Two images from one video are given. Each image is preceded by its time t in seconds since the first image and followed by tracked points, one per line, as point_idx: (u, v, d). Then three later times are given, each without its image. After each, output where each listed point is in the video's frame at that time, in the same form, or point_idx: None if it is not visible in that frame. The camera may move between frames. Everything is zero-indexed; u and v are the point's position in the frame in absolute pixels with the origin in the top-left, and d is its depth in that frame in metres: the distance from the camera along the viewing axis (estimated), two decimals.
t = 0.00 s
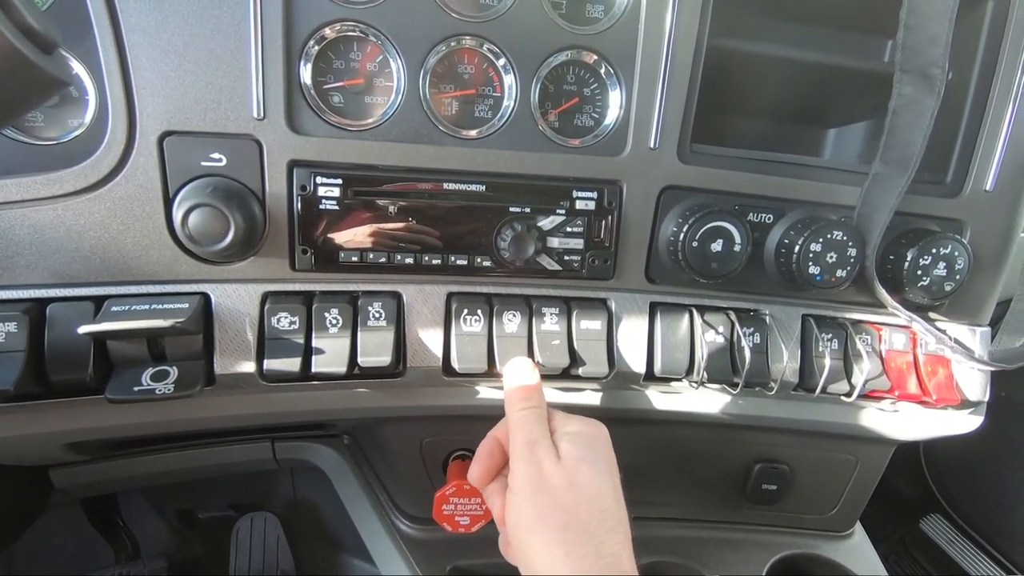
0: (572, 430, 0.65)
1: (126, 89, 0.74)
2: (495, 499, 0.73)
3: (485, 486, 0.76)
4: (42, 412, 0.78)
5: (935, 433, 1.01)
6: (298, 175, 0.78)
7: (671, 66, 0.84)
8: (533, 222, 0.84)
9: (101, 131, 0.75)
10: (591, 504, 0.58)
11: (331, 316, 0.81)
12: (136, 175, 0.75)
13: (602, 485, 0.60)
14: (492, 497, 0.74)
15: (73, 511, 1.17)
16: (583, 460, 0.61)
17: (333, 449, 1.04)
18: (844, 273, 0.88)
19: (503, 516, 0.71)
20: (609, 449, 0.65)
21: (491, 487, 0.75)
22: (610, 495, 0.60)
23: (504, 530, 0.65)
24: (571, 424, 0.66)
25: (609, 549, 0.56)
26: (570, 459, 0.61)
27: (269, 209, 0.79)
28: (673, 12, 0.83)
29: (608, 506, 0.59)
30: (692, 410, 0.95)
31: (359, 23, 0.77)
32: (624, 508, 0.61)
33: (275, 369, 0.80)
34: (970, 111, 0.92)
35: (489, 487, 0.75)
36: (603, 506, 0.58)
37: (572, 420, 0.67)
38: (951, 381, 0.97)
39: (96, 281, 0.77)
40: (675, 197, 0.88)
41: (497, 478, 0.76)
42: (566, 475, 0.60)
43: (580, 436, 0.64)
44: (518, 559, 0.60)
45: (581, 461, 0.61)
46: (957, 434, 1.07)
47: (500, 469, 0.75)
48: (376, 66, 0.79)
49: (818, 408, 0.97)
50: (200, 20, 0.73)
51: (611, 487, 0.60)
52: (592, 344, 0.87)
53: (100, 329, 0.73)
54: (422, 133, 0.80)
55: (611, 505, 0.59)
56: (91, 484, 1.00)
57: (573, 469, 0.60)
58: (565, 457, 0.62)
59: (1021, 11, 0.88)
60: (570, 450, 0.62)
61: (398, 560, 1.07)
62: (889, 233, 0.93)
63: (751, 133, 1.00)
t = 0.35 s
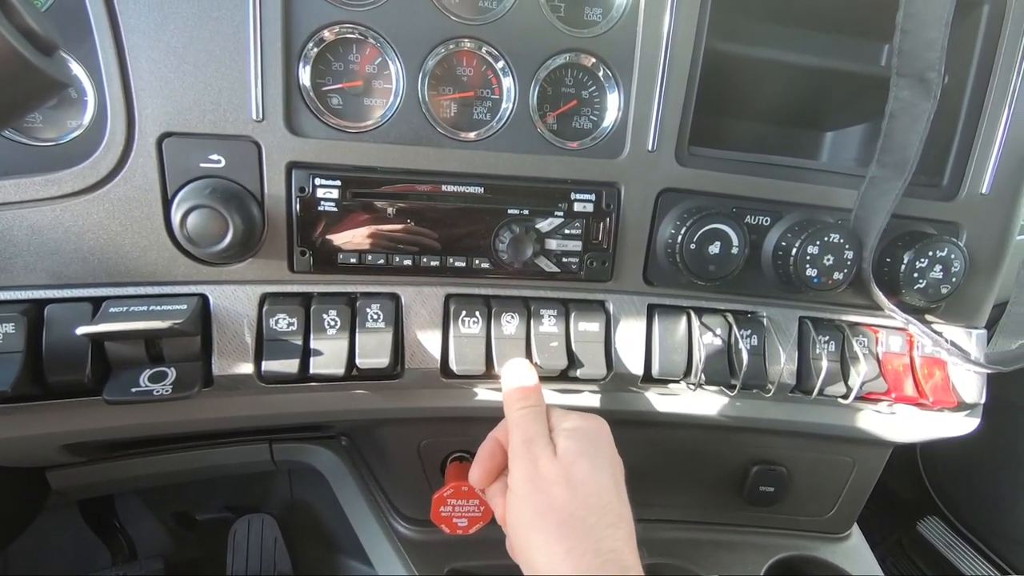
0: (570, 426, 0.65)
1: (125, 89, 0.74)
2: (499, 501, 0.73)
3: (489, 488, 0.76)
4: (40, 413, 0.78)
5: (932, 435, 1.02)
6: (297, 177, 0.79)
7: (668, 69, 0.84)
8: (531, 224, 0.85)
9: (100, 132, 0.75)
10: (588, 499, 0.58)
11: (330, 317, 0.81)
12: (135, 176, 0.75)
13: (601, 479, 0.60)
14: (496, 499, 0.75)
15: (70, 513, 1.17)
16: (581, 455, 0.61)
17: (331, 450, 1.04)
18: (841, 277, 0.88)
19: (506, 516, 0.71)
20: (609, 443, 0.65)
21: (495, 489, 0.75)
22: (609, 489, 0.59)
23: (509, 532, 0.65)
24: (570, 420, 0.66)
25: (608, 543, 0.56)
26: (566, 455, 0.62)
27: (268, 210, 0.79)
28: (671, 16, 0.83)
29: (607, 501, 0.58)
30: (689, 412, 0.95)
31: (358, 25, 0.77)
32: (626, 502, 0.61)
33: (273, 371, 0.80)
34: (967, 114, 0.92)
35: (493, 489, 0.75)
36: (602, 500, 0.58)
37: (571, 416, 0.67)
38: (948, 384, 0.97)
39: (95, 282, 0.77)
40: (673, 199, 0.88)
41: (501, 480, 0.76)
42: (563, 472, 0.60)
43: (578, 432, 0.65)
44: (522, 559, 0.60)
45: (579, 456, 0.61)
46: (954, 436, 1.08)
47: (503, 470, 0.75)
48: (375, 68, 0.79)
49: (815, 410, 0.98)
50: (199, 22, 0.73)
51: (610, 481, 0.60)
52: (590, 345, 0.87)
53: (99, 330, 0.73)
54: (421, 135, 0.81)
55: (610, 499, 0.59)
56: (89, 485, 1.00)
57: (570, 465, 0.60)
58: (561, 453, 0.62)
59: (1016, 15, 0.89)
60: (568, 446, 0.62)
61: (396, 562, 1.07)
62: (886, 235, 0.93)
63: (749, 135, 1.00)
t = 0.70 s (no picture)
0: (571, 424, 0.65)
1: (125, 89, 0.74)
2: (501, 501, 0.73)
3: (491, 488, 0.76)
4: (39, 414, 0.78)
5: (932, 437, 1.02)
6: (297, 178, 0.78)
7: (669, 70, 0.84)
8: (532, 225, 0.85)
9: (100, 132, 0.75)
10: (592, 498, 0.58)
11: (330, 318, 0.81)
12: (135, 177, 0.75)
13: (604, 478, 0.60)
14: (498, 500, 0.75)
15: (69, 514, 1.17)
16: (583, 453, 0.61)
17: (330, 452, 1.04)
18: (841, 278, 0.88)
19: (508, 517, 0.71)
20: (611, 440, 0.65)
21: (496, 489, 0.75)
22: (612, 488, 0.59)
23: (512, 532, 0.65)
24: (571, 418, 0.66)
25: (613, 543, 0.56)
26: (568, 453, 0.61)
27: (268, 211, 0.79)
28: (671, 18, 0.83)
29: (610, 499, 0.58)
30: (689, 413, 0.95)
31: (359, 26, 0.77)
32: (629, 500, 0.60)
33: (273, 372, 0.80)
34: (967, 116, 0.92)
35: (495, 489, 0.75)
36: (605, 499, 0.58)
37: (573, 414, 0.67)
38: (948, 386, 0.97)
39: (94, 283, 0.77)
40: (673, 201, 0.88)
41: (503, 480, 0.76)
42: (565, 471, 0.60)
43: (581, 429, 0.64)
44: (526, 558, 0.60)
45: (581, 454, 0.61)
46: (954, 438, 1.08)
47: (505, 470, 0.75)
48: (375, 68, 0.79)
49: (815, 412, 0.98)
50: (200, 22, 0.73)
51: (613, 479, 0.60)
52: (590, 346, 0.87)
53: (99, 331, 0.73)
54: (421, 137, 0.81)
55: (614, 498, 0.59)
56: (88, 486, 0.99)
57: (572, 463, 0.60)
58: (563, 452, 0.62)
59: (1016, 17, 0.89)
60: (570, 444, 0.62)
61: (395, 563, 1.07)
62: (886, 237, 0.93)
63: (749, 137, 1.00)
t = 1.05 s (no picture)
0: (579, 424, 0.65)
1: (127, 90, 0.74)
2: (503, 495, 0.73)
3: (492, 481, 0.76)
4: (40, 415, 0.78)
5: (933, 439, 1.02)
6: (299, 179, 0.78)
7: (671, 72, 0.84)
8: (533, 227, 0.85)
9: (102, 133, 0.75)
10: (602, 502, 0.58)
11: (331, 320, 0.81)
12: (137, 178, 0.75)
13: (613, 482, 0.60)
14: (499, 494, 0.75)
15: (70, 515, 1.17)
16: (593, 455, 0.61)
17: (332, 454, 1.04)
18: (843, 280, 0.88)
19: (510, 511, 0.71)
20: (618, 441, 0.65)
21: (498, 484, 0.75)
22: (622, 492, 0.59)
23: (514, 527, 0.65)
24: (579, 417, 0.66)
25: (621, 550, 0.56)
26: (578, 455, 0.61)
27: (270, 212, 0.79)
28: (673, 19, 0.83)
29: (620, 505, 0.58)
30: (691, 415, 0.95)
31: (361, 28, 0.77)
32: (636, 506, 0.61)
33: (274, 373, 0.80)
34: (969, 118, 0.92)
35: (496, 483, 0.76)
36: (615, 504, 0.58)
37: (580, 413, 0.67)
38: (950, 388, 0.97)
39: (96, 284, 0.77)
40: (675, 203, 0.88)
41: (504, 473, 0.76)
42: (575, 474, 0.60)
43: (589, 430, 0.64)
44: (530, 558, 0.61)
45: (590, 457, 0.61)
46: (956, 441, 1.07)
47: (506, 464, 0.75)
48: (376, 70, 0.79)
49: (817, 414, 0.97)
50: (202, 24, 0.73)
51: (622, 484, 0.60)
52: (592, 348, 0.87)
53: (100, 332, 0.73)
54: (423, 138, 0.81)
55: (623, 503, 0.59)
56: (88, 488, 0.99)
57: (582, 466, 0.60)
58: (573, 454, 0.61)
59: (1018, 19, 0.89)
60: (579, 446, 0.62)
61: (396, 565, 1.07)
62: (888, 239, 0.93)
63: (751, 139, 1.00)
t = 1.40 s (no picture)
0: (571, 425, 0.65)
1: (128, 90, 0.74)
2: (501, 502, 0.73)
3: (490, 491, 0.76)
4: (41, 414, 0.78)
5: (932, 439, 1.02)
6: (300, 179, 0.79)
7: (671, 73, 0.84)
8: (533, 227, 0.85)
9: (103, 133, 0.76)
10: (596, 497, 0.58)
11: (331, 320, 0.81)
12: (137, 178, 0.75)
13: (605, 477, 0.60)
14: (498, 501, 0.75)
15: (70, 514, 1.17)
16: (584, 453, 0.61)
17: (332, 454, 1.04)
18: (843, 280, 0.88)
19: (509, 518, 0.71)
20: (611, 440, 0.65)
21: (496, 491, 0.75)
22: (615, 488, 0.59)
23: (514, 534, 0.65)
24: (571, 419, 0.66)
25: (616, 541, 0.55)
26: (570, 453, 0.61)
27: (271, 212, 0.79)
28: (673, 20, 0.83)
29: (612, 499, 0.58)
30: (691, 414, 0.95)
31: (361, 28, 0.78)
32: (631, 501, 0.60)
33: (274, 373, 0.80)
34: (969, 118, 0.92)
35: (494, 491, 0.76)
36: (608, 499, 0.58)
37: (573, 416, 0.67)
38: (949, 388, 0.97)
39: (97, 284, 0.77)
40: (675, 203, 0.88)
41: (502, 481, 0.76)
42: (568, 471, 0.60)
43: (581, 431, 0.65)
44: (530, 560, 0.60)
45: (582, 455, 0.61)
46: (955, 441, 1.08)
47: (505, 471, 0.76)
48: (377, 70, 0.79)
49: (816, 414, 0.98)
50: (203, 25, 0.74)
51: (615, 479, 0.60)
52: (592, 348, 0.87)
53: (101, 331, 0.73)
54: (423, 138, 0.81)
55: (616, 498, 0.59)
56: (89, 487, 0.99)
57: (574, 464, 0.60)
58: (565, 452, 0.62)
59: (1018, 20, 0.89)
60: (571, 444, 0.62)
61: (396, 564, 1.07)
62: (888, 239, 0.93)
63: (751, 140, 1.00)
